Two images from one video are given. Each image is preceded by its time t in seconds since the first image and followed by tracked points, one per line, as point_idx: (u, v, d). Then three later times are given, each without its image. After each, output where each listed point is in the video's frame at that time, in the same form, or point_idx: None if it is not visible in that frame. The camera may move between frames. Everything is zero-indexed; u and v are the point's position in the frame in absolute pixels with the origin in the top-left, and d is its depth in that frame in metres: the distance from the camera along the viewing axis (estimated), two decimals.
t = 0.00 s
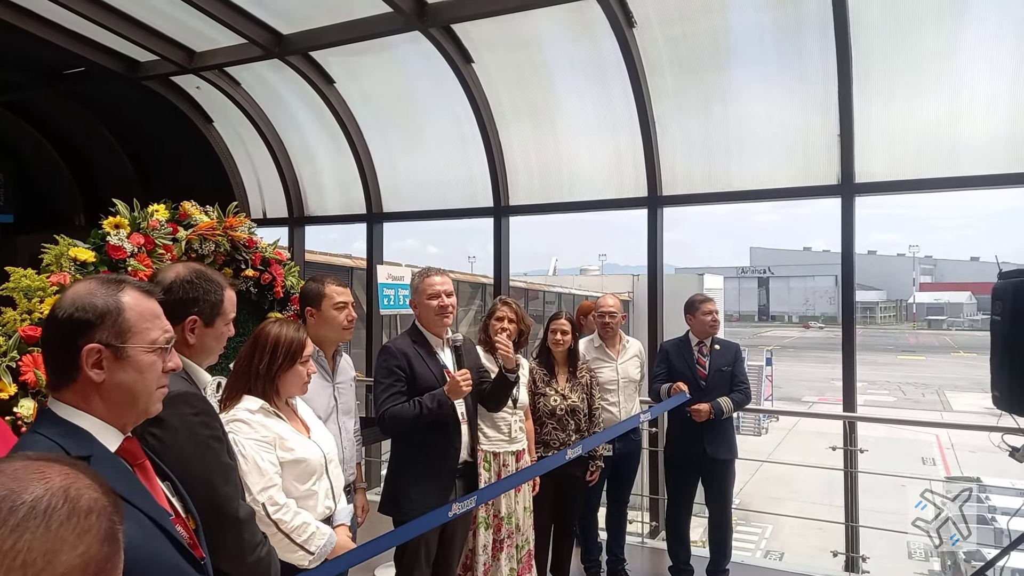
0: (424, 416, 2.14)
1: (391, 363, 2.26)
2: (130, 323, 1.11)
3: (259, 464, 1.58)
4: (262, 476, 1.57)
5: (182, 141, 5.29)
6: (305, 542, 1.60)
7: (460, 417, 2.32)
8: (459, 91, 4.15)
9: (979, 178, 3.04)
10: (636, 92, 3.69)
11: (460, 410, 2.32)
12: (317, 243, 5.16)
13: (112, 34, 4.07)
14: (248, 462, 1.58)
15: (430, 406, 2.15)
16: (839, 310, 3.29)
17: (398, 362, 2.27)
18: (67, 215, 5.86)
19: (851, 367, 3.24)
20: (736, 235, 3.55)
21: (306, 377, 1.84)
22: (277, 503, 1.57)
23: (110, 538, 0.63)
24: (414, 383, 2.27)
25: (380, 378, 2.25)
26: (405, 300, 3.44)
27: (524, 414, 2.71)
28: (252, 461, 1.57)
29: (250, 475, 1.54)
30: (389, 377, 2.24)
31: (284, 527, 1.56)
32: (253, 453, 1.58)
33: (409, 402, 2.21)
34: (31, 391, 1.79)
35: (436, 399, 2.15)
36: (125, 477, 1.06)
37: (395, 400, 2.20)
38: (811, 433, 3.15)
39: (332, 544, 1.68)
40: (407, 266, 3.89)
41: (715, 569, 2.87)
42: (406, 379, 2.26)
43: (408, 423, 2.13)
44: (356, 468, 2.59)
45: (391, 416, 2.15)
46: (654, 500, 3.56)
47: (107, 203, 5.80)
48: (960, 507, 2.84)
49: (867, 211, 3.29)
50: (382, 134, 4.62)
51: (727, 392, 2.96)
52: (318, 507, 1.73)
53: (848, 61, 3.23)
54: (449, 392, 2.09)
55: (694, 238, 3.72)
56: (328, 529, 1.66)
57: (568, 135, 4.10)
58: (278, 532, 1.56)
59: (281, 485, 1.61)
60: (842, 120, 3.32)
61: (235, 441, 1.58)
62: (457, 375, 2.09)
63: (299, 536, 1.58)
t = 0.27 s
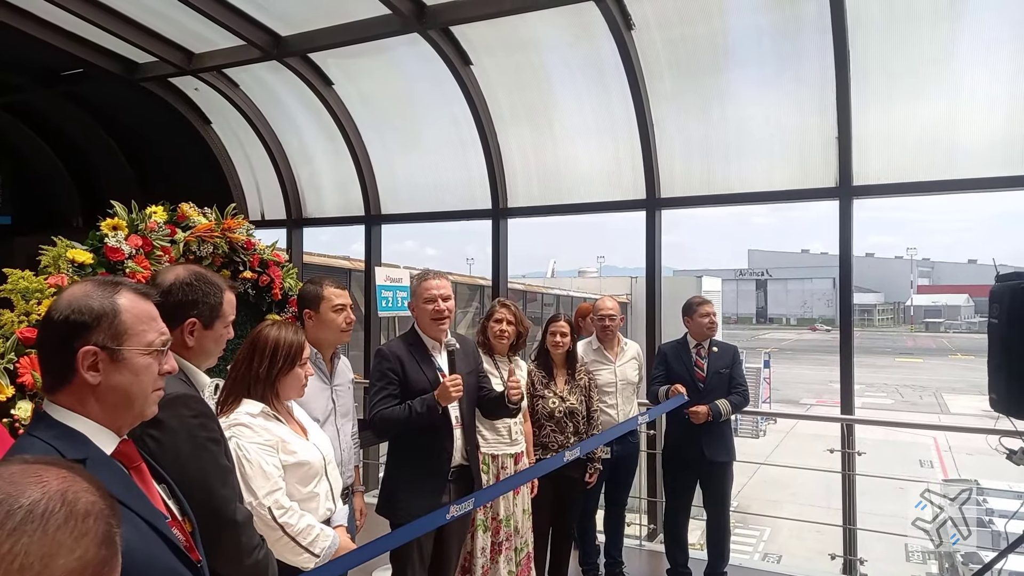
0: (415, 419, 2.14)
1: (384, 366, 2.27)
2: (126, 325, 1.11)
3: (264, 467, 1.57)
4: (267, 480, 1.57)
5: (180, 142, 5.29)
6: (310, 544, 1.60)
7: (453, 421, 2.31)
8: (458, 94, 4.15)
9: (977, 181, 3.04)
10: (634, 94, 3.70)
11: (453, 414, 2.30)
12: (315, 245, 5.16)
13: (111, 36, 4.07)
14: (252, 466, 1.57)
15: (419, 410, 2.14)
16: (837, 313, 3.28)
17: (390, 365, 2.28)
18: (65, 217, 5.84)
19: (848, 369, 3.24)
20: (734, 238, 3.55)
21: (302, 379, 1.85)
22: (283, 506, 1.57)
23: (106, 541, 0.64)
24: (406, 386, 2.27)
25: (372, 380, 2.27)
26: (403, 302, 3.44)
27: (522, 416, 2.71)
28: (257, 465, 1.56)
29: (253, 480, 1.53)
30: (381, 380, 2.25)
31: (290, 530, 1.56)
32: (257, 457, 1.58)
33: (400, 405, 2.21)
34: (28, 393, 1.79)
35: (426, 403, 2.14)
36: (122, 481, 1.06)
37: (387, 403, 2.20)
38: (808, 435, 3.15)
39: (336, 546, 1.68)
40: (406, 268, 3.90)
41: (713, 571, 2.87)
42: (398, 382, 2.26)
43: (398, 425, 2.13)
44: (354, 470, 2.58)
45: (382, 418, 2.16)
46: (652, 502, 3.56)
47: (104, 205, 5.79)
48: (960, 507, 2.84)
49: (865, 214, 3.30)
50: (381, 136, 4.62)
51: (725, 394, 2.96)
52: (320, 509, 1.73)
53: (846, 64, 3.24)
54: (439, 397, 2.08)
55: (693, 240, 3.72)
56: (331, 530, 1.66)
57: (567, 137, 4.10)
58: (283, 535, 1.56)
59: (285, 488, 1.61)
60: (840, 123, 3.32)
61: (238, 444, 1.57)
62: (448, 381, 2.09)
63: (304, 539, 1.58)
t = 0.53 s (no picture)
0: (411, 420, 2.14)
1: (380, 368, 2.27)
2: (122, 328, 1.11)
3: (261, 470, 1.57)
4: (265, 482, 1.56)
5: (177, 144, 5.28)
6: (309, 546, 1.60)
7: (449, 423, 2.31)
8: (456, 96, 4.16)
9: (973, 183, 3.05)
10: (631, 96, 3.70)
11: (449, 415, 2.30)
12: (312, 246, 5.15)
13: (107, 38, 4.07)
14: (249, 468, 1.57)
15: (415, 410, 2.13)
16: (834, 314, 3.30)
17: (386, 366, 2.27)
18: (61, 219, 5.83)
19: (845, 370, 3.25)
20: (731, 239, 3.56)
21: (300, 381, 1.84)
22: (281, 508, 1.57)
23: (104, 542, 0.63)
24: (403, 388, 2.27)
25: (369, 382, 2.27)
26: (400, 303, 3.44)
27: (520, 417, 2.71)
28: (254, 467, 1.56)
29: (250, 482, 1.53)
30: (378, 382, 2.24)
31: (287, 533, 1.56)
32: (254, 459, 1.57)
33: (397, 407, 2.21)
34: (24, 396, 1.78)
35: (422, 404, 2.13)
36: (119, 484, 1.05)
37: (383, 404, 2.20)
38: (805, 436, 3.16)
39: (334, 548, 1.68)
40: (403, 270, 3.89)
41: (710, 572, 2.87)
42: (395, 384, 2.26)
43: (395, 426, 2.13)
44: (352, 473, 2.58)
45: (378, 419, 2.16)
46: (650, 504, 3.56)
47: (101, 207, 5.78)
48: (960, 507, 2.82)
49: (861, 215, 3.30)
50: (378, 138, 4.62)
51: (722, 396, 2.96)
52: (318, 511, 1.73)
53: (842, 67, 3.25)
54: (436, 398, 2.09)
55: (690, 242, 3.72)
56: (330, 533, 1.66)
57: (564, 139, 4.10)
58: (281, 537, 1.56)
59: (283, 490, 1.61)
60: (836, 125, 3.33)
61: (235, 447, 1.57)
62: (445, 382, 2.09)
63: (303, 540, 1.59)
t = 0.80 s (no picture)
0: (409, 418, 2.14)
1: (376, 366, 2.26)
2: (122, 325, 1.10)
3: (252, 467, 1.56)
4: (255, 480, 1.56)
5: (171, 141, 5.26)
6: (300, 545, 1.59)
7: (446, 421, 2.31)
8: (451, 94, 4.15)
9: (966, 182, 3.07)
10: (626, 94, 3.70)
11: (446, 413, 2.31)
12: (307, 244, 5.14)
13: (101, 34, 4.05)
14: (240, 466, 1.56)
15: (414, 408, 2.13)
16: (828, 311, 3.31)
17: (382, 365, 2.26)
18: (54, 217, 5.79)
19: (839, 368, 3.26)
20: (726, 238, 3.56)
21: (287, 373, 1.82)
22: (272, 506, 1.56)
23: (98, 540, 0.63)
24: (399, 386, 2.27)
25: (365, 380, 2.26)
26: (395, 301, 3.44)
27: (514, 415, 2.71)
28: (245, 465, 1.56)
29: (241, 479, 1.53)
30: (373, 380, 2.23)
31: (279, 530, 1.55)
32: (245, 456, 1.57)
33: (394, 405, 2.20)
34: (17, 393, 1.77)
35: (420, 402, 2.14)
36: (113, 482, 1.05)
37: (381, 403, 2.19)
38: (800, 434, 3.17)
39: (328, 547, 1.67)
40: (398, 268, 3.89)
41: (704, 569, 2.87)
42: (391, 383, 2.25)
43: (392, 425, 2.13)
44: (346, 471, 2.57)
45: (375, 418, 2.15)
46: (644, 501, 3.57)
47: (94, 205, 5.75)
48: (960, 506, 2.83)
49: (855, 213, 3.31)
50: (373, 136, 4.62)
51: (716, 394, 2.97)
52: (313, 510, 1.73)
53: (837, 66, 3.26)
54: (434, 395, 2.08)
55: (684, 240, 3.72)
56: (323, 531, 1.65)
57: (559, 137, 4.10)
58: (272, 535, 1.55)
59: (274, 488, 1.61)
60: (831, 123, 3.34)
61: (226, 444, 1.56)
62: (443, 378, 2.08)
63: (293, 539, 1.57)
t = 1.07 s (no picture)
0: (404, 419, 2.14)
1: (369, 365, 2.25)
2: (118, 322, 1.10)
3: (237, 465, 1.57)
4: (240, 477, 1.56)
5: (161, 138, 5.25)
6: (286, 544, 1.59)
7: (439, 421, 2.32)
8: (443, 92, 4.15)
9: (954, 181, 3.09)
10: (618, 92, 3.71)
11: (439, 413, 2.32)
12: (298, 242, 5.13)
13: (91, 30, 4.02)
14: (225, 463, 1.57)
15: (409, 408, 2.14)
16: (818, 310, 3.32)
17: (376, 364, 2.25)
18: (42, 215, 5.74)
19: (828, 366, 3.28)
20: (717, 236, 3.57)
21: (279, 372, 1.81)
22: (256, 504, 1.56)
23: (82, 538, 0.63)
24: (393, 385, 2.26)
25: (358, 380, 2.24)
26: (386, 299, 3.43)
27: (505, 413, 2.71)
28: (230, 462, 1.56)
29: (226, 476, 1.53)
30: (366, 380, 2.22)
31: (263, 528, 1.55)
32: (230, 453, 1.58)
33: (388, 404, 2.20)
34: (4, 392, 1.74)
35: (416, 402, 2.14)
36: (100, 480, 1.03)
37: (374, 403, 2.18)
38: (789, 432, 3.18)
39: (315, 547, 1.66)
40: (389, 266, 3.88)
41: (694, 567, 2.87)
42: (384, 382, 2.25)
43: (386, 425, 2.12)
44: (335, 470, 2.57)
45: (369, 418, 2.14)
46: (634, 499, 3.58)
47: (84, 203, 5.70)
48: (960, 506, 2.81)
49: (845, 213, 3.33)
50: (364, 134, 4.60)
51: (706, 392, 2.98)
52: (302, 508, 1.71)
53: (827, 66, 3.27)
54: (429, 395, 2.09)
55: (676, 239, 3.73)
56: (310, 530, 1.64)
57: (550, 136, 4.10)
58: (257, 533, 1.55)
59: (260, 486, 1.60)
60: (820, 123, 3.35)
61: (211, 441, 1.57)
62: (439, 378, 2.09)
63: (279, 538, 1.57)
